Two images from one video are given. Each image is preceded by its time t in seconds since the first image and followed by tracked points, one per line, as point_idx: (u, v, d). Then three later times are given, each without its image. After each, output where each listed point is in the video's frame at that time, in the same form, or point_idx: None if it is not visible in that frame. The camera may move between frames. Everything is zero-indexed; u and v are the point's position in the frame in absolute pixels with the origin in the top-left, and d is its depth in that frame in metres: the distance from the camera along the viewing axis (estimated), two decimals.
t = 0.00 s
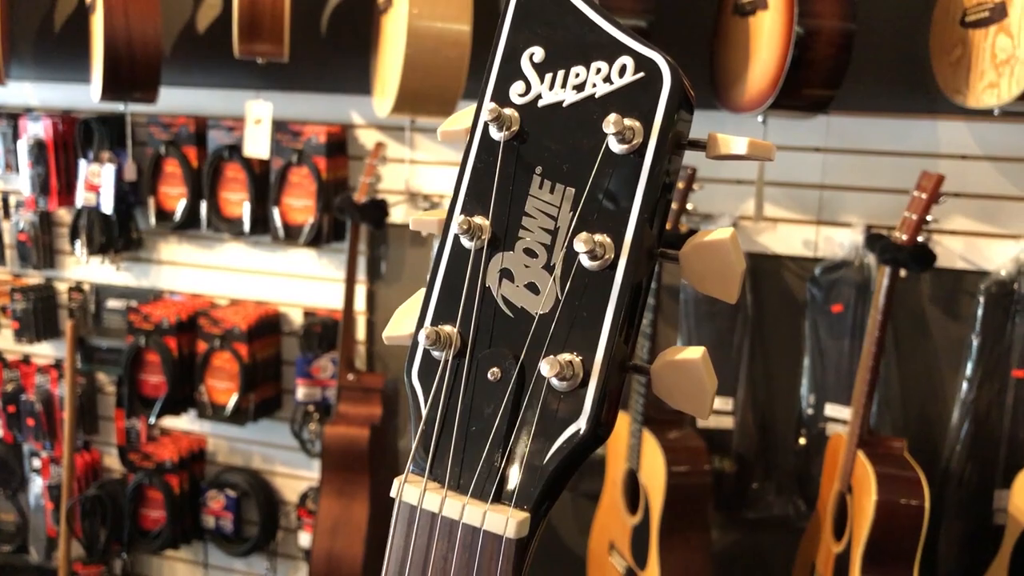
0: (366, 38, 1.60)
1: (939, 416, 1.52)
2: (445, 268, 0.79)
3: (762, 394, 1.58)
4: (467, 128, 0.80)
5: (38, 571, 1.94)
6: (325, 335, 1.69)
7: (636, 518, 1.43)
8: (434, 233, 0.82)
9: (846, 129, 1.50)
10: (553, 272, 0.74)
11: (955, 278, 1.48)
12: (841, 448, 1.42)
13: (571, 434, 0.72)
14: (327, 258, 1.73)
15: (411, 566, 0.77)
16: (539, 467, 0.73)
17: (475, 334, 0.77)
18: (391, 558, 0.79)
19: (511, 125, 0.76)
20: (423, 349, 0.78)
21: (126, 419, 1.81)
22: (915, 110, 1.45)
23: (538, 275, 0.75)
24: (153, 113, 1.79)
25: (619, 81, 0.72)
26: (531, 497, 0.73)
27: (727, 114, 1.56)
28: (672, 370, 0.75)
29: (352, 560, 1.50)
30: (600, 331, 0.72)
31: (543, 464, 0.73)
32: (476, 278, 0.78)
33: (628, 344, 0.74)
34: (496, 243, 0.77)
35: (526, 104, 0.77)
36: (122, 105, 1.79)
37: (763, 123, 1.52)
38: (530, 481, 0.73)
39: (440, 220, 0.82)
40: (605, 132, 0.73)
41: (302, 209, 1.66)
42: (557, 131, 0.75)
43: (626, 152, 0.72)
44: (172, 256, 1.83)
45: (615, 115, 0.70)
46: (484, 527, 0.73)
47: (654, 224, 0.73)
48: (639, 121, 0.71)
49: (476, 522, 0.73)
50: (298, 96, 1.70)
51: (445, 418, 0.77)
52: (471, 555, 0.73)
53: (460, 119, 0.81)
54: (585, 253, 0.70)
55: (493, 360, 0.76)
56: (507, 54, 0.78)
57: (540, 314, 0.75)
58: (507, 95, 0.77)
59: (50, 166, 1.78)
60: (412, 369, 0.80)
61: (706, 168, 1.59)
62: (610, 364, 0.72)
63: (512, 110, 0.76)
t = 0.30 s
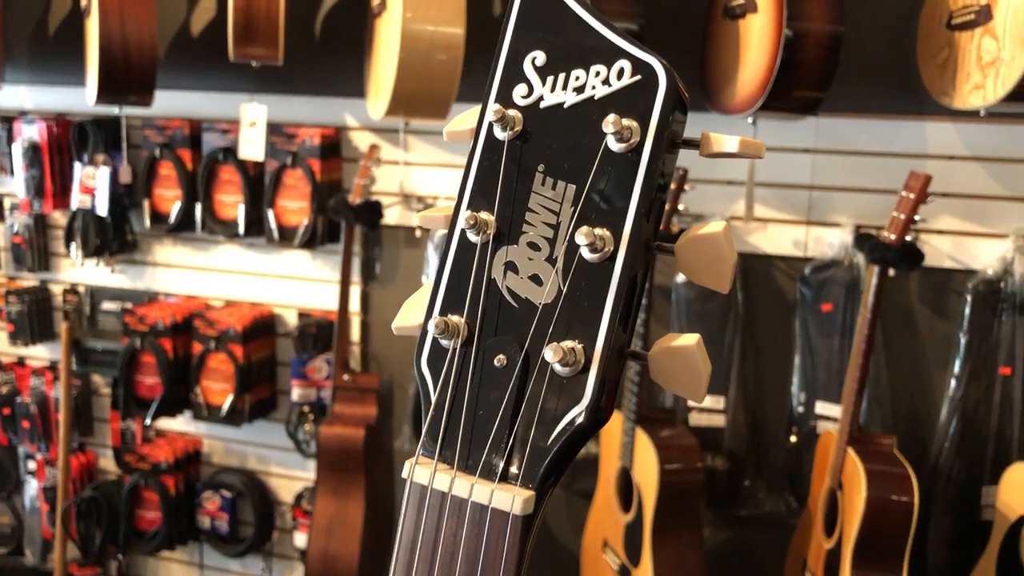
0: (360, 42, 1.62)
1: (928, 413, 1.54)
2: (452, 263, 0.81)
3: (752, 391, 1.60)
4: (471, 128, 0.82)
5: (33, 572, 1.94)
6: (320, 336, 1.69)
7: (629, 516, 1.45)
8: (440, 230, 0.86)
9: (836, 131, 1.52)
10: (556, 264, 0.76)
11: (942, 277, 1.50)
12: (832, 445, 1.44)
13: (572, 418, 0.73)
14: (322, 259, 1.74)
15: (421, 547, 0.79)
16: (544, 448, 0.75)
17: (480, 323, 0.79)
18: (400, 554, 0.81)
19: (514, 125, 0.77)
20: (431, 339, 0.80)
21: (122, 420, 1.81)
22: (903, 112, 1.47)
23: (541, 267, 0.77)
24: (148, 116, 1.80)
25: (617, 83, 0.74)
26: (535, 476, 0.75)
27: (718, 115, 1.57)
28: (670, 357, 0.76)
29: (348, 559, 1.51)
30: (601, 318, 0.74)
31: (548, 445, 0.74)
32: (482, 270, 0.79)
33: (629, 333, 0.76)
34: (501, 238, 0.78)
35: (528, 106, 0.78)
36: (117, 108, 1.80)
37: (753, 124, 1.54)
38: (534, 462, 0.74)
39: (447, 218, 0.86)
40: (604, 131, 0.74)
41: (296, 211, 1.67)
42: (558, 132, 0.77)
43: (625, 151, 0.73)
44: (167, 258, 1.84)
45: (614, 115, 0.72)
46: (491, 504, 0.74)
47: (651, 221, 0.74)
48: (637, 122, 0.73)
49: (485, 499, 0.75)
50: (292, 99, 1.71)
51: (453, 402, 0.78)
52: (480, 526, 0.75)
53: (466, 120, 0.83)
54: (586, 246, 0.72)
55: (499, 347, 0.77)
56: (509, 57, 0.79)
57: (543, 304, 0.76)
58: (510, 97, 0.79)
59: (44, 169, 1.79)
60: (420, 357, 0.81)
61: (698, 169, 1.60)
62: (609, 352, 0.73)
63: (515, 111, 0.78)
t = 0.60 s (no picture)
0: (352, 46, 1.63)
1: (915, 412, 1.56)
2: (457, 260, 0.84)
3: (742, 390, 1.62)
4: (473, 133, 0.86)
5: None
6: (312, 338, 1.71)
7: (621, 514, 1.46)
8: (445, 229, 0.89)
9: (823, 133, 1.54)
10: (557, 260, 0.79)
11: (929, 277, 1.52)
12: (820, 444, 1.46)
13: (572, 405, 0.76)
14: (314, 262, 1.75)
15: (431, 525, 0.83)
16: (547, 432, 0.78)
17: (485, 316, 0.82)
18: (409, 542, 0.84)
19: (516, 129, 0.80)
20: (438, 331, 0.83)
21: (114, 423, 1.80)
22: (888, 114, 1.50)
23: (543, 263, 0.79)
24: (140, 120, 1.80)
25: (614, 89, 0.77)
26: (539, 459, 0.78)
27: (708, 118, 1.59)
28: (663, 347, 0.79)
29: (342, 560, 1.52)
30: (600, 310, 0.77)
31: (551, 430, 0.77)
32: (487, 266, 0.82)
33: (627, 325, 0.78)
34: (504, 236, 0.81)
35: (529, 111, 0.81)
36: (110, 112, 1.80)
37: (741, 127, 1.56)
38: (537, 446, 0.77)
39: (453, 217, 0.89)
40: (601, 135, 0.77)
41: (289, 214, 1.68)
42: (557, 137, 0.79)
43: (621, 153, 0.76)
44: (159, 261, 1.84)
45: (610, 119, 0.75)
46: (497, 487, 0.78)
47: (646, 222, 0.77)
48: (632, 125, 0.76)
49: (490, 482, 0.78)
50: (285, 102, 1.72)
51: (461, 392, 0.82)
52: (488, 507, 0.78)
53: (470, 124, 0.87)
54: (584, 243, 0.75)
55: (504, 338, 0.80)
56: (511, 64, 0.82)
57: (545, 298, 0.79)
58: (512, 102, 0.82)
59: (36, 173, 1.79)
60: (429, 349, 0.84)
61: (687, 171, 1.62)
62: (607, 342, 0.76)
63: (517, 115, 0.81)
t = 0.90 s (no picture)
0: (341, 47, 1.64)
1: (899, 405, 1.58)
2: (464, 244, 0.85)
3: (729, 385, 1.64)
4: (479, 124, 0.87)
5: None
6: (303, 337, 1.72)
7: (610, 509, 1.48)
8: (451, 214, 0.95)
9: (807, 130, 1.56)
10: (559, 242, 0.81)
11: (911, 272, 1.55)
12: (806, 437, 1.48)
13: (574, 378, 0.79)
14: (305, 261, 1.76)
15: (444, 490, 0.86)
16: (550, 402, 0.80)
17: (491, 295, 0.84)
18: (422, 506, 0.88)
19: (519, 120, 0.82)
20: (447, 310, 0.85)
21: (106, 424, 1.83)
22: (871, 112, 1.52)
23: (545, 245, 0.82)
24: (130, 121, 1.81)
25: (611, 82, 0.79)
26: (545, 425, 0.81)
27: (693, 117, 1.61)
28: (658, 320, 0.82)
29: (335, 556, 1.53)
30: (599, 288, 0.79)
31: (555, 400, 0.80)
32: (492, 248, 0.84)
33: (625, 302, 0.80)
34: (509, 220, 0.83)
35: (530, 103, 0.83)
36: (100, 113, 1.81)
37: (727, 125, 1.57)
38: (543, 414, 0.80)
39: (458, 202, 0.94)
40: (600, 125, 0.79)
41: (280, 214, 1.70)
42: (557, 127, 0.82)
43: (618, 142, 0.78)
44: (149, 262, 1.85)
45: (609, 110, 0.77)
46: (505, 453, 0.81)
47: (642, 206, 0.79)
48: (629, 115, 0.78)
49: (499, 449, 0.81)
50: (275, 103, 1.73)
51: (469, 368, 0.84)
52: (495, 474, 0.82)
53: (475, 115, 0.88)
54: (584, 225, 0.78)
55: (510, 316, 0.83)
56: (512, 57, 0.84)
57: (548, 278, 0.81)
58: (515, 94, 0.84)
59: (26, 174, 1.80)
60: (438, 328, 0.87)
61: (673, 169, 1.64)
62: (608, 317, 0.79)
63: (519, 107, 0.83)
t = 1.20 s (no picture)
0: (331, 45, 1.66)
1: (884, 393, 1.61)
2: (484, 212, 0.89)
3: (717, 375, 1.66)
4: (495, 102, 0.91)
5: None
6: (295, 333, 1.74)
7: (602, 497, 1.51)
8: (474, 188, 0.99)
9: (791, 124, 1.59)
10: (574, 210, 0.84)
11: (894, 262, 1.58)
12: (793, 424, 1.51)
13: (590, 334, 0.83)
14: (295, 258, 1.78)
15: (469, 441, 0.89)
16: (568, 356, 0.84)
17: (511, 260, 0.87)
18: (448, 456, 0.91)
19: (535, 97, 0.86)
20: (469, 275, 0.89)
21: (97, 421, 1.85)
22: (854, 106, 1.55)
23: (561, 212, 0.85)
24: (120, 120, 1.82)
25: (621, 60, 0.82)
26: (564, 378, 0.85)
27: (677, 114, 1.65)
28: (667, 281, 0.87)
29: (329, 548, 1.54)
30: (612, 251, 0.82)
31: (573, 354, 0.84)
32: (511, 217, 0.87)
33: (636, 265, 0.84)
34: (526, 190, 0.87)
35: (545, 80, 0.86)
36: (90, 112, 1.81)
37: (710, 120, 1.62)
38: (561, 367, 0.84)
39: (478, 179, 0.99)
40: (611, 100, 0.82)
41: (270, 211, 1.71)
42: (570, 103, 0.85)
43: (629, 116, 0.82)
44: (140, 260, 1.86)
45: (619, 85, 0.81)
46: (527, 403, 0.85)
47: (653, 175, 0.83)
48: (638, 91, 0.81)
49: (522, 400, 0.85)
50: (265, 101, 1.75)
51: (491, 329, 0.88)
52: (519, 423, 0.85)
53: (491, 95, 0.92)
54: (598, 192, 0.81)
55: (529, 278, 0.86)
56: (526, 36, 0.87)
57: (565, 244, 0.85)
58: (529, 72, 0.87)
59: (16, 174, 1.80)
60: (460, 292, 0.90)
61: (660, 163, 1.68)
62: (622, 278, 0.82)
63: (534, 85, 0.86)
